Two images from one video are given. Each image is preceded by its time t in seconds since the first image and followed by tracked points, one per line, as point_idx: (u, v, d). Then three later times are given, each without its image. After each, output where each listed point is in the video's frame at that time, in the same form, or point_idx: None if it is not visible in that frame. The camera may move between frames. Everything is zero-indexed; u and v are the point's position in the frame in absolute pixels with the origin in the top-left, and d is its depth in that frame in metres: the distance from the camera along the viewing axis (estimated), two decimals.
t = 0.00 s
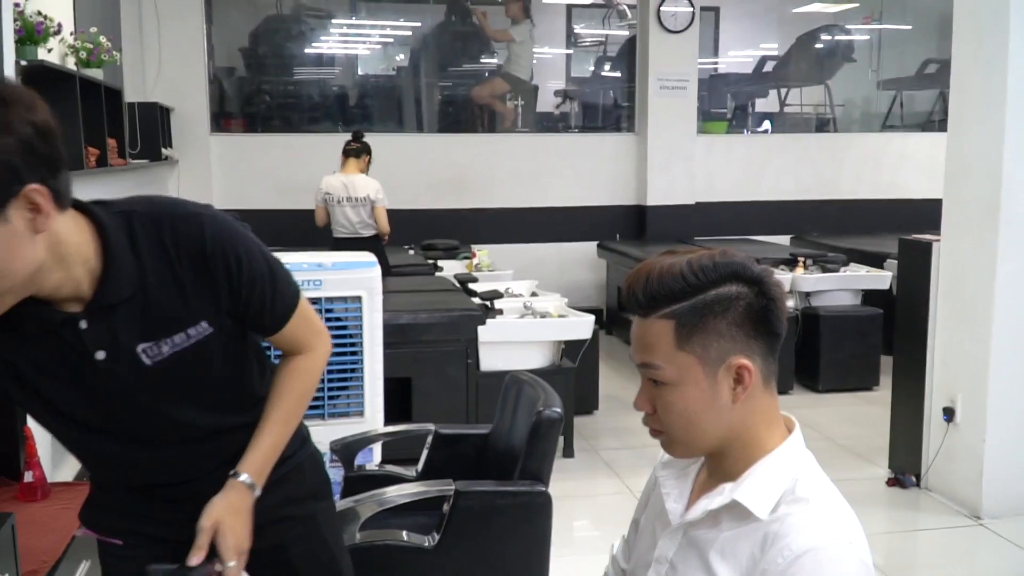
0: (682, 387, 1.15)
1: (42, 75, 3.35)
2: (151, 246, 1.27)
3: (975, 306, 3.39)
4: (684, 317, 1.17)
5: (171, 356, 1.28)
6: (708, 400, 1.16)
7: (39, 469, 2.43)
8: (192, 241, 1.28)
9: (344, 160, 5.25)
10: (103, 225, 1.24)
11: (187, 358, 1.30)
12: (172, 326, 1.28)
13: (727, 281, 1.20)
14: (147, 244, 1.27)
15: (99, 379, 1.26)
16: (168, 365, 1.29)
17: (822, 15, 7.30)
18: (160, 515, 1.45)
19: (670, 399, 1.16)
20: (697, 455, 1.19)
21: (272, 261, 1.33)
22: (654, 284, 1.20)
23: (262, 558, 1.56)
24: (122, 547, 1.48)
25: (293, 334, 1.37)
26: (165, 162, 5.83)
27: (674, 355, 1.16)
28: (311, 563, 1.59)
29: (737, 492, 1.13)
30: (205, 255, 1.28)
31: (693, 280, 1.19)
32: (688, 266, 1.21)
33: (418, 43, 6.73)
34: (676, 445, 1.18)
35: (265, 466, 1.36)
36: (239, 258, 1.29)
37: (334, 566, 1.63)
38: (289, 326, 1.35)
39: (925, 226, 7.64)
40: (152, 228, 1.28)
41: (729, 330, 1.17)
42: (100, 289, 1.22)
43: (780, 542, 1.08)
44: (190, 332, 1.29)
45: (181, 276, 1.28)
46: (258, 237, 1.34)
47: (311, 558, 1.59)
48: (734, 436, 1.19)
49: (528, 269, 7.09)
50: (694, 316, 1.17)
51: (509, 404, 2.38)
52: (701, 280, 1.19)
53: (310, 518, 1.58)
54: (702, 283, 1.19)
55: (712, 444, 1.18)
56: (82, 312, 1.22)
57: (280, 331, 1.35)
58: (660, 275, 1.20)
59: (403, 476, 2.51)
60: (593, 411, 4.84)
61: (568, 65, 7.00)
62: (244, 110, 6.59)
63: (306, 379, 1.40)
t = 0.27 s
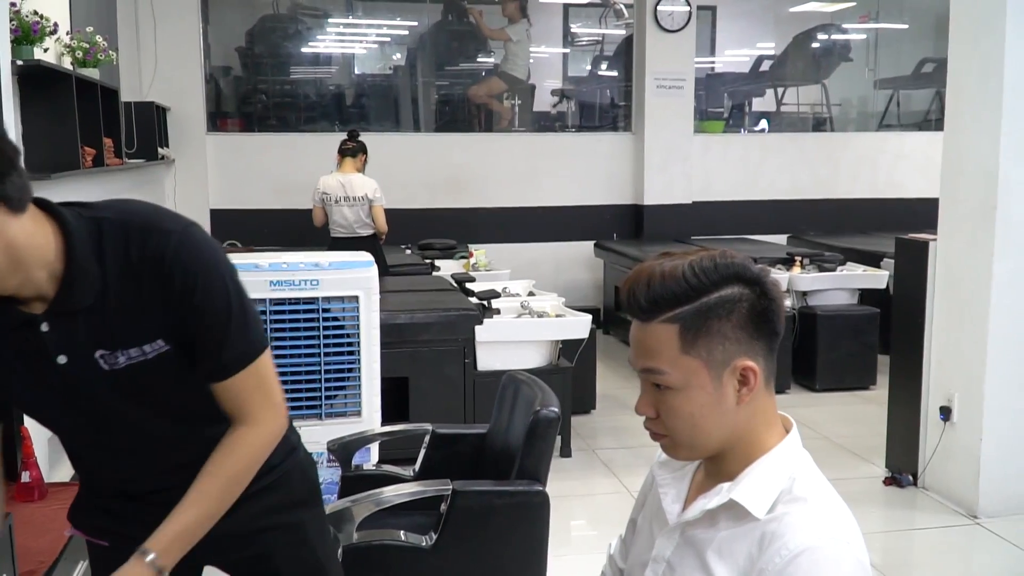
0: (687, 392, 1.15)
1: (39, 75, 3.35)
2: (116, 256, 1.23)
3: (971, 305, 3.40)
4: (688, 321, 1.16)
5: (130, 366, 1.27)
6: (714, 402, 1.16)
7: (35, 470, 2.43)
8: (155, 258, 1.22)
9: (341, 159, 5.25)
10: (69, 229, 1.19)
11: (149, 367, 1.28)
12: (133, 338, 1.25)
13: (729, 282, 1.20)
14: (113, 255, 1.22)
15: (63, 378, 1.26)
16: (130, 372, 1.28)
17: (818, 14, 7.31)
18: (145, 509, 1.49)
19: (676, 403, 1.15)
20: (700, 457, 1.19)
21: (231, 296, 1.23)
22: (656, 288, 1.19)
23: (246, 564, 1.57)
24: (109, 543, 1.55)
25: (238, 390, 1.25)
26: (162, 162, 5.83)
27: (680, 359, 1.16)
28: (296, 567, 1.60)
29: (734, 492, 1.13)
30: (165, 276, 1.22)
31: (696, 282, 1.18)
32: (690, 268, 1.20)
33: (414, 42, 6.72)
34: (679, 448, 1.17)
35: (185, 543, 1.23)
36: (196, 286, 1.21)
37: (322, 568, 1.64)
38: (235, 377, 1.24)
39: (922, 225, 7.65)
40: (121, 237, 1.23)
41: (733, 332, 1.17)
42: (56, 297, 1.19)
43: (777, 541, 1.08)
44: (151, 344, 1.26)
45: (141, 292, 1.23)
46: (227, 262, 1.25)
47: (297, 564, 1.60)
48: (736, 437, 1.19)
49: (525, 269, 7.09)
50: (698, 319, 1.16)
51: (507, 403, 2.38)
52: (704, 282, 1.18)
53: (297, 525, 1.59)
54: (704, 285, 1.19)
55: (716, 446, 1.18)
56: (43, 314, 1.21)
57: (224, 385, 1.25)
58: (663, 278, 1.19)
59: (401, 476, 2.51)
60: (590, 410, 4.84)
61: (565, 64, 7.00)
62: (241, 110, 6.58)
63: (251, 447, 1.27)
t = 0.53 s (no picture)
0: (685, 389, 1.15)
1: (34, 73, 3.35)
2: (88, 281, 1.19)
3: (967, 301, 3.40)
4: (686, 318, 1.15)
5: (109, 387, 1.25)
6: (713, 398, 1.15)
7: (30, 467, 2.42)
8: (123, 286, 1.17)
9: (337, 157, 5.24)
10: (41, 255, 1.16)
11: (129, 386, 1.26)
12: (109, 360, 1.23)
13: (728, 277, 1.18)
14: (85, 280, 1.19)
15: (49, 397, 1.26)
16: (112, 390, 1.27)
17: (814, 12, 7.31)
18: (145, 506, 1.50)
19: (675, 400, 1.15)
20: (699, 451, 1.19)
21: (196, 331, 1.18)
22: (653, 283, 1.18)
23: (248, 559, 1.57)
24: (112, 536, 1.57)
25: (193, 424, 1.20)
26: (157, 160, 5.82)
27: (679, 356, 1.15)
28: (299, 563, 1.60)
29: (732, 486, 1.13)
30: (131, 307, 1.18)
31: (694, 278, 1.17)
32: (688, 263, 1.19)
33: (410, 40, 6.71)
34: (678, 444, 1.17)
35: None
36: (160, 320, 1.16)
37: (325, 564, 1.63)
38: (189, 412, 1.19)
39: (916, 223, 7.66)
40: (94, 261, 1.19)
41: (731, 329, 1.16)
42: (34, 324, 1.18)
43: (774, 535, 1.08)
44: (126, 366, 1.23)
45: (113, 320, 1.20)
46: (194, 292, 1.18)
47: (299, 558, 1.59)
48: (735, 432, 1.18)
49: (521, 267, 7.09)
50: (696, 317, 1.15)
51: (503, 399, 2.37)
52: (702, 278, 1.17)
53: (299, 520, 1.58)
54: (703, 280, 1.17)
55: (715, 441, 1.18)
56: (23, 337, 1.20)
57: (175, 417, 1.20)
58: (660, 275, 1.18)
59: (396, 472, 2.50)
60: (586, 408, 4.84)
61: (561, 62, 7.00)
62: (236, 108, 6.56)
63: (200, 489, 1.22)
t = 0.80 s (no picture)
0: (679, 380, 1.14)
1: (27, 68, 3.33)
2: (96, 275, 1.20)
3: (963, 298, 3.40)
4: (680, 309, 1.14)
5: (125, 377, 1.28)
6: (708, 389, 1.14)
7: (23, 464, 2.41)
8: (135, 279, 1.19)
9: (334, 154, 5.21)
10: (47, 253, 1.16)
11: (142, 376, 1.28)
12: (123, 353, 1.25)
13: (723, 266, 1.17)
14: (93, 275, 1.20)
15: (61, 392, 1.27)
16: (127, 381, 1.29)
17: (810, 11, 7.30)
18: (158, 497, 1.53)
19: (670, 391, 1.14)
20: (695, 442, 1.18)
21: (213, 318, 1.20)
22: (648, 273, 1.17)
23: (257, 552, 1.58)
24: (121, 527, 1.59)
25: (229, 405, 1.24)
26: (151, 158, 5.80)
27: (673, 347, 1.14)
28: (307, 557, 1.58)
29: (728, 477, 1.12)
30: (146, 298, 1.19)
31: (689, 267, 1.16)
32: (683, 253, 1.18)
33: (406, 38, 6.69)
34: (673, 436, 1.16)
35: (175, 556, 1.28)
36: (178, 310, 1.18)
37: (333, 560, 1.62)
38: (221, 392, 1.22)
39: (912, 221, 7.66)
40: (99, 257, 1.20)
41: (726, 319, 1.15)
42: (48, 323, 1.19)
43: (771, 526, 1.07)
44: (141, 356, 1.25)
45: (127, 312, 1.22)
46: (207, 282, 1.20)
47: (306, 552, 1.58)
48: (731, 423, 1.17)
49: (517, 265, 7.08)
50: (691, 307, 1.14)
51: (497, 395, 2.36)
52: (698, 266, 1.16)
53: (306, 513, 1.57)
54: (698, 269, 1.16)
55: (711, 432, 1.17)
56: (34, 336, 1.20)
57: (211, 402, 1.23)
58: (654, 265, 1.17)
59: (391, 468, 2.49)
60: (582, 406, 4.83)
61: (557, 61, 6.98)
62: (231, 106, 6.54)
63: (242, 464, 1.26)
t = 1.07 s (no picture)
0: (667, 372, 1.13)
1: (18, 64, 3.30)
2: (145, 233, 1.21)
3: (957, 295, 3.39)
4: (669, 300, 1.13)
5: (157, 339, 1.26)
6: (697, 381, 1.13)
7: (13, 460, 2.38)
8: (184, 235, 1.21)
9: (327, 152, 5.21)
10: (100, 202, 1.19)
11: (175, 341, 1.27)
12: (161, 311, 1.25)
13: (712, 257, 1.16)
14: (142, 231, 1.21)
15: (93, 350, 1.26)
16: (161, 346, 1.27)
17: (803, 10, 7.31)
18: (155, 489, 1.45)
19: (659, 383, 1.13)
20: (686, 435, 1.17)
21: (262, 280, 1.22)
22: (637, 263, 1.16)
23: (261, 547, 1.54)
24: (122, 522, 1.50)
25: (272, 368, 1.25)
26: (144, 156, 5.78)
27: (660, 340, 1.13)
28: (311, 552, 1.56)
29: (720, 469, 1.11)
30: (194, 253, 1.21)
31: (677, 258, 1.15)
32: (671, 242, 1.17)
33: (400, 37, 6.68)
34: (663, 427, 1.16)
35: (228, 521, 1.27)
36: (225, 265, 1.20)
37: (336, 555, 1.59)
38: (267, 354, 1.23)
39: (905, 220, 7.67)
40: (150, 214, 1.22)
41: (715, 311, 1.14)
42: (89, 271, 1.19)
43: (762, 519, 1.06)
44: (179, 317, 1.26)
45: (172, 273, 1.23)
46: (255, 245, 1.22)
47: (310, 546, 1.56)
48: (721, 414, 1.16)
49: (511, 264, 7.07)
50: (679, 298, 1.13)
51: (491, 391, 2.35)
52: (686, 257, 1.15)
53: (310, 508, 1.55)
54: (686, 259, 1.15)
55: (701, 424, 1.16)
56: (73, 284, 1.21)
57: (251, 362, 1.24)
58: (642, 256, 1.16)
59: (383, 466, 2.47)
60: (576, 404, 4.82)
61: (551, 61, 6.99)
62: (225, 105, 6.52)
63: (287, 421, 1.27)
